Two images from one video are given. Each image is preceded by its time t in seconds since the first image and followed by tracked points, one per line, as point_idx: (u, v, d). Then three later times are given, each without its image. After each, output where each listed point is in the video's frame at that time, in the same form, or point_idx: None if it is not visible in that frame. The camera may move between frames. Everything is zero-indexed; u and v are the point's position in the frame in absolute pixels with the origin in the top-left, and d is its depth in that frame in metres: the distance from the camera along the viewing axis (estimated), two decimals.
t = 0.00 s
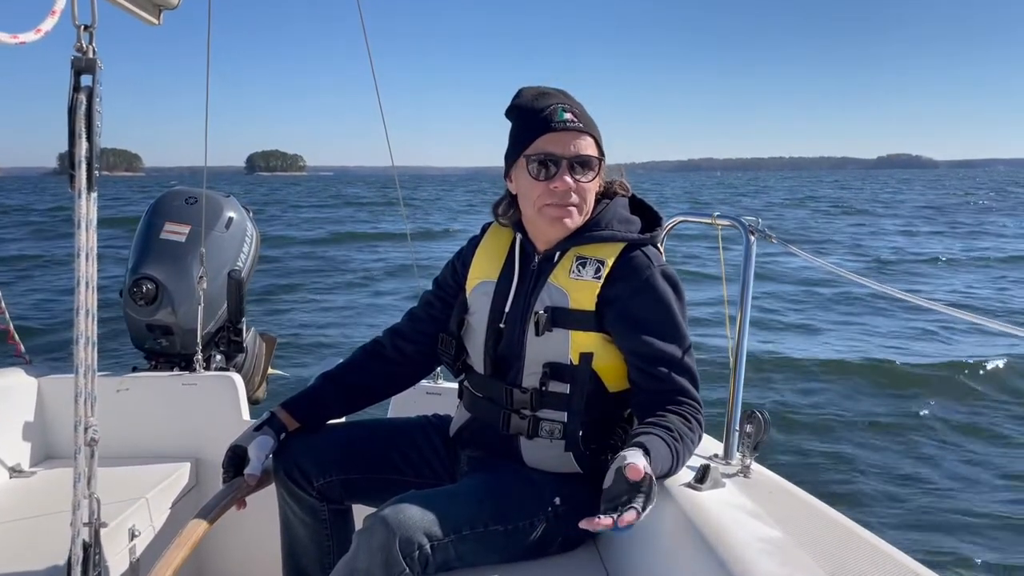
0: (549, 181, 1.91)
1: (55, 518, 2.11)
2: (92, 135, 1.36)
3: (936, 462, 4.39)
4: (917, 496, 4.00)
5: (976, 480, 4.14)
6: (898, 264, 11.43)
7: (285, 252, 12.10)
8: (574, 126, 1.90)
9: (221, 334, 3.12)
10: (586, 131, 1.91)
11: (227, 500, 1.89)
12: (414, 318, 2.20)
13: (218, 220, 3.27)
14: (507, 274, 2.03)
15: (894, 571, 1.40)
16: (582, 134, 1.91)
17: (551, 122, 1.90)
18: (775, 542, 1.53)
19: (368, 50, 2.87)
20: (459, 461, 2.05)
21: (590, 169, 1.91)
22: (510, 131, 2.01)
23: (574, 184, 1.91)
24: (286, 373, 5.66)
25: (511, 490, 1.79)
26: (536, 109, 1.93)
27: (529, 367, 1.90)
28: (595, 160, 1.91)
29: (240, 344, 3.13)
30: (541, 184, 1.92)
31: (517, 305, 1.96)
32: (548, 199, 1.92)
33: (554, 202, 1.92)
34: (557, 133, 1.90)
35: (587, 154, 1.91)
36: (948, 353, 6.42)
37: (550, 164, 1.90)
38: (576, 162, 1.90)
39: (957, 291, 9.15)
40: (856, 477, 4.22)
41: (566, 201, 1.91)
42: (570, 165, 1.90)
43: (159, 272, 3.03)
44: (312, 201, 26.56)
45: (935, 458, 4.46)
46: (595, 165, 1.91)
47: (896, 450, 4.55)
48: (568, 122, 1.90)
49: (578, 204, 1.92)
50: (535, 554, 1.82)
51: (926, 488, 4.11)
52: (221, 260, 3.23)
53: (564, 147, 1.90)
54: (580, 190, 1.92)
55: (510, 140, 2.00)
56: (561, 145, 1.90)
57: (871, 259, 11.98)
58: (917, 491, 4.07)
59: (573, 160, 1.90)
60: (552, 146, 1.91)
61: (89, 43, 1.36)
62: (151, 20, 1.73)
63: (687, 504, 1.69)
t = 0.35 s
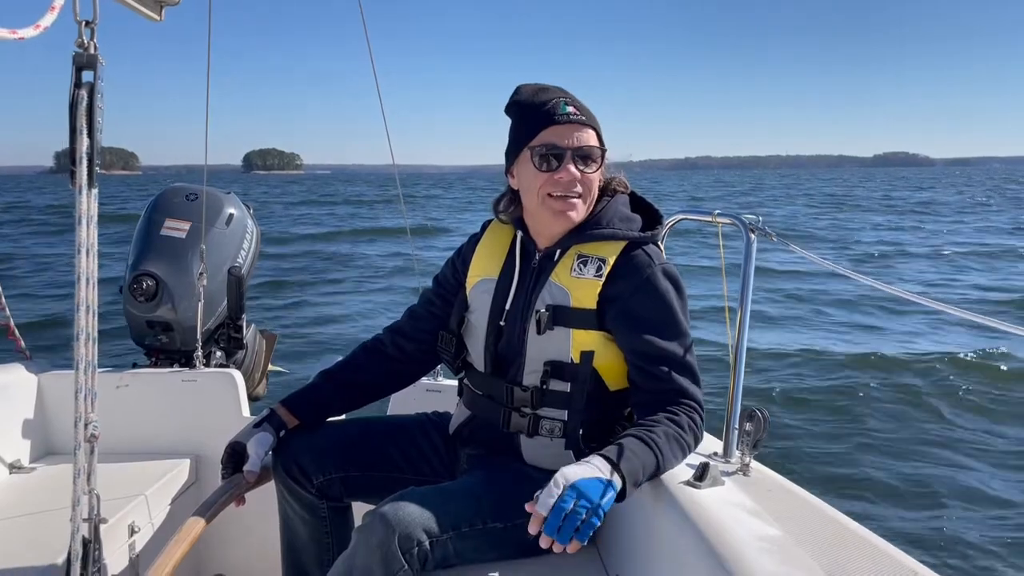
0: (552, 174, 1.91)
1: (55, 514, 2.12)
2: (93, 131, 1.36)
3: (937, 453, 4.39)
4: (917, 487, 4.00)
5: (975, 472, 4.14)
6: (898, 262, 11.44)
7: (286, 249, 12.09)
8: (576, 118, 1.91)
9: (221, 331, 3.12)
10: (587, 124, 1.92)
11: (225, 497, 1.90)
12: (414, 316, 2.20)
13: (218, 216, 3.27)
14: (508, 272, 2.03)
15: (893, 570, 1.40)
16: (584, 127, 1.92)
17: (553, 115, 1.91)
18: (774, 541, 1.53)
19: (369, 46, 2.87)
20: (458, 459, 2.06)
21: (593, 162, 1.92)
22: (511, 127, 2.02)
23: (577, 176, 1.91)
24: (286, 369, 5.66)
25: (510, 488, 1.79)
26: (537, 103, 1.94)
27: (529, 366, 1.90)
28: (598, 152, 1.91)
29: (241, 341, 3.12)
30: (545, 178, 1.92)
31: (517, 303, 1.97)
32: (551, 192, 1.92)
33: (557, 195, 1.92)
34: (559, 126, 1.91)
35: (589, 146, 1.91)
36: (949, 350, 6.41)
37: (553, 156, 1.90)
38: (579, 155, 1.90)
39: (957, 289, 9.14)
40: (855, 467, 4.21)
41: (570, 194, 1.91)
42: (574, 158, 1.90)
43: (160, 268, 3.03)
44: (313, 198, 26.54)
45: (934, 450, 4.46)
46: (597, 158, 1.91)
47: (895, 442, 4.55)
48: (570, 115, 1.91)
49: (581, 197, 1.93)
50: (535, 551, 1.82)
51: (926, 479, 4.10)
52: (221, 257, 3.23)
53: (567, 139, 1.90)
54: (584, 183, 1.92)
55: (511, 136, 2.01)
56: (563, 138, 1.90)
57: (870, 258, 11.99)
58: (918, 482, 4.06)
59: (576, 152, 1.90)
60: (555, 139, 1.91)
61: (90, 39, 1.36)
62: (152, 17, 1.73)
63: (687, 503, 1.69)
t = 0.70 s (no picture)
0: (554, 172, 1.91)
1: (54, 515, 2.12)
2: (88, 132, 1.36)
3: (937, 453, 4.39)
4: (915, 487, 4.00)
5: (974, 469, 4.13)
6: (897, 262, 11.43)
7: (285, 249, 12.10)
8: (575, 116, 1.91)
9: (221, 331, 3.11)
10: (588, 122, 1.92)
11: (224, 498, 1.90)
12: (414, 317, 2.20)
13: (217, 217, 3.27)
14: (508, 272, 2.03)
15: (892, 570, 1.40)
16: (584, 125, 1.92)
17: (553, 114, 1.91)
18: (774, 540, 1.53)
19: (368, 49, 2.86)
20: (458, 459, 2.06)
21: (593, 160, 1.92)
22: (510, 127, 2.02)
23: (579, 175, 1.91)
24: (285, 369, 5.65)
25: (509, 488, 1.79)
26: (536, 102, 1.94)
27: (529, 366, 1.90)
28: (599, 150, 1.92)
29: (240, 341, 3.12)
30: (546, 177, 1.92)
31: (517, 304, 1.97)
32: (553, 191, 1.92)
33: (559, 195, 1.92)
34: (559, 124, 1.91)
35: (590, 144, 1.91)
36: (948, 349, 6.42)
37: (553, 155, 1.91)
38: (580, 153, 1.90)
39: (956, 289, 9.15)
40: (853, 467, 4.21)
41: (572, 192, 1.91)
42: (575, 156, 1.90)
43: (159, 269, 3.02)
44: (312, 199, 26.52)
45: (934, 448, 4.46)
46: (597, 156, 1.91)
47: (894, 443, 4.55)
48: (569, 113, 1.91)
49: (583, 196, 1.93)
50: (534, 552, 1.82)
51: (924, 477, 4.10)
52: (220, 258, 3.23)
53: (567, 137, 1.91)
54: (586, 182, 1.92)
55: (511, 136, 2.01)
56: (564, 136, 1.91)
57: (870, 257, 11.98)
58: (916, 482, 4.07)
59: (577, 150, 1.90)
60: (555, 137, 1.91)
61: (84, 39, 1.36)
62: (147, 17, 1.73)
63: (686, 503, 1.69)
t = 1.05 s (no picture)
0: (551, 177, 1.91)
1: (54, 516, 2.12)
2: (91, 133, 1.36)
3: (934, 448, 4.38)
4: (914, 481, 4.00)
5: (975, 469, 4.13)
6: (896, 262, 11.44)
7: (285, 249, 12.11)
8: (570, 119, 1.90)
9: (221, 332, 3.11)
10: (582, 124, 1.92)
11: (224, 498, 1.90)
12: (413, 316, 2.20)
13: (217, 217, 3.27)
14: (507, 270, 2.03)
15: (893, 568, 1.40)
16: (579, 127, 1.92)
17: (547, 118, 1.90)
18: (774, 539, 1.53)
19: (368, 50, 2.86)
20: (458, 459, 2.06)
21: (589, 162, 1.92)
22: (503, 131, 2.01)
23: (577, 178, 1.91)
24: (285, 370, 5.64)
25: (510, 487, 1.79)
26: (528, 105, 1.93)
27: (529, 364, 1.90)
28: (595, 152, 1.91)
29: (240, 342, 3.12)
30: (543, 180, 1.92)
31: (517, 302, 1.97)
32: (552, 195, 1.92)
33: (558, 197, 1.92)
34: (554, 129, 1.91)
35: (585, 146, 1.91)
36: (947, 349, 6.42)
37: (549, 159, 1.90)
38: (576, 156, 1.90)
39: (955, 289, 9.16)
40: (852, 460, 4.21)
41: (570, 195, 1.92)
42: (571, 160, 1.90)
43: (158, 270, 3.02)
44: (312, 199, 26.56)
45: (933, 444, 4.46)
46: (594, 157, 1.91)
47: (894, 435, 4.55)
48: (564, 117, 1.90)
49: (581, 198, 1.93)
50: (534, 551, 1.82)
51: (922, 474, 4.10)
52: (220, 258, 3.23)
53: (563, 142, 1.90)
54: (584, 184, 1.92)
55: (504, 141, 2.00)
56: (559, 140, 1.90)
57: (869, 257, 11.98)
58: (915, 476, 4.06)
59: (573, 153, 1.90)
60: (551, 141, 1.91)
61: (86, 41, 1.35)
62: (149, 18, 1.73)
63: (686, 500, 1.69)
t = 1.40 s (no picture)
0: (550, 181, 1.90)
1: (58, 514, 2.12)
2: (86, 131, 1.36)
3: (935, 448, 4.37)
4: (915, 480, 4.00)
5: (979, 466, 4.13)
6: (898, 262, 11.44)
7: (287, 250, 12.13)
8: (566, 121, 1.89)
9: (223, 330, 3.12)
10: (578, 125, 1.91)
11: (227, 495, 1.90)
12: (415, 313, 2.20)
13: (219, 215, 3.28)
14: (508, 266, 2.03)
15: (897, 562, 1.40)
16: (576, 129, 1.91)
17: (543, 122, 1.89)
18: (777, 533, 1.53)
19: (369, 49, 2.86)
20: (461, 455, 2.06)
21: (587, 163, 1.91)
22: (500, 132, 2.00)
23: (575, 181, 1.90)
24: (287, 369, 5.65)
25: (513, 483, 1.79)
26: (524, 107, 1.92)
27: (531, 359, 1.90)
28: (592, 153, 1.91)
29: (243, 339, 3.11)
30: (543, 183, 1.90)
31: (518, 297, 1.97)
32: (551, 199, 1.91)
33: (558, 201, 1.91)
34: (550, 133, 1.89)
35: (583, 148, 1.90)
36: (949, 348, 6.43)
37: (547, 162, 1.89)
38: (574, 158, 1.89)
39: (957, 289, 9.17)
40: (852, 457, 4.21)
41: (570, 199, 1.90)
42: (569, 162, 1.89)
43: (160, 267, 3.02)
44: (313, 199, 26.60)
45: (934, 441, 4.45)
46: (592, 158, 1.90)
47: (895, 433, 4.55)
48: (560, 119, 1.89)
49: (581, 200, 1.92)
50: (537, 547, 1.83)
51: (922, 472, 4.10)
52: (222, 256, 3.24)
53: (560, 145, 1.89)
54: (583, 186, 1.92)
55: (501, 142, 1.98)
56: (556, 144, 1.89)
57: (870, 257, 11.99)
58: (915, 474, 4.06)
59: (571, 156, 1.89)
60: (548, 145, 1.90)
61: (80, 39, 1.35)
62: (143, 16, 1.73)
63: (689, 496, 1.69)
